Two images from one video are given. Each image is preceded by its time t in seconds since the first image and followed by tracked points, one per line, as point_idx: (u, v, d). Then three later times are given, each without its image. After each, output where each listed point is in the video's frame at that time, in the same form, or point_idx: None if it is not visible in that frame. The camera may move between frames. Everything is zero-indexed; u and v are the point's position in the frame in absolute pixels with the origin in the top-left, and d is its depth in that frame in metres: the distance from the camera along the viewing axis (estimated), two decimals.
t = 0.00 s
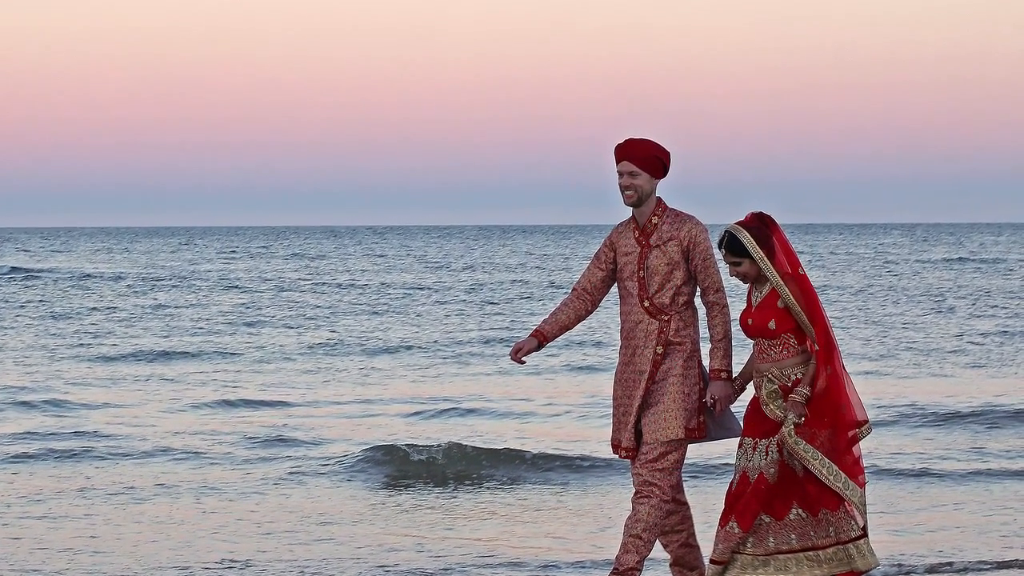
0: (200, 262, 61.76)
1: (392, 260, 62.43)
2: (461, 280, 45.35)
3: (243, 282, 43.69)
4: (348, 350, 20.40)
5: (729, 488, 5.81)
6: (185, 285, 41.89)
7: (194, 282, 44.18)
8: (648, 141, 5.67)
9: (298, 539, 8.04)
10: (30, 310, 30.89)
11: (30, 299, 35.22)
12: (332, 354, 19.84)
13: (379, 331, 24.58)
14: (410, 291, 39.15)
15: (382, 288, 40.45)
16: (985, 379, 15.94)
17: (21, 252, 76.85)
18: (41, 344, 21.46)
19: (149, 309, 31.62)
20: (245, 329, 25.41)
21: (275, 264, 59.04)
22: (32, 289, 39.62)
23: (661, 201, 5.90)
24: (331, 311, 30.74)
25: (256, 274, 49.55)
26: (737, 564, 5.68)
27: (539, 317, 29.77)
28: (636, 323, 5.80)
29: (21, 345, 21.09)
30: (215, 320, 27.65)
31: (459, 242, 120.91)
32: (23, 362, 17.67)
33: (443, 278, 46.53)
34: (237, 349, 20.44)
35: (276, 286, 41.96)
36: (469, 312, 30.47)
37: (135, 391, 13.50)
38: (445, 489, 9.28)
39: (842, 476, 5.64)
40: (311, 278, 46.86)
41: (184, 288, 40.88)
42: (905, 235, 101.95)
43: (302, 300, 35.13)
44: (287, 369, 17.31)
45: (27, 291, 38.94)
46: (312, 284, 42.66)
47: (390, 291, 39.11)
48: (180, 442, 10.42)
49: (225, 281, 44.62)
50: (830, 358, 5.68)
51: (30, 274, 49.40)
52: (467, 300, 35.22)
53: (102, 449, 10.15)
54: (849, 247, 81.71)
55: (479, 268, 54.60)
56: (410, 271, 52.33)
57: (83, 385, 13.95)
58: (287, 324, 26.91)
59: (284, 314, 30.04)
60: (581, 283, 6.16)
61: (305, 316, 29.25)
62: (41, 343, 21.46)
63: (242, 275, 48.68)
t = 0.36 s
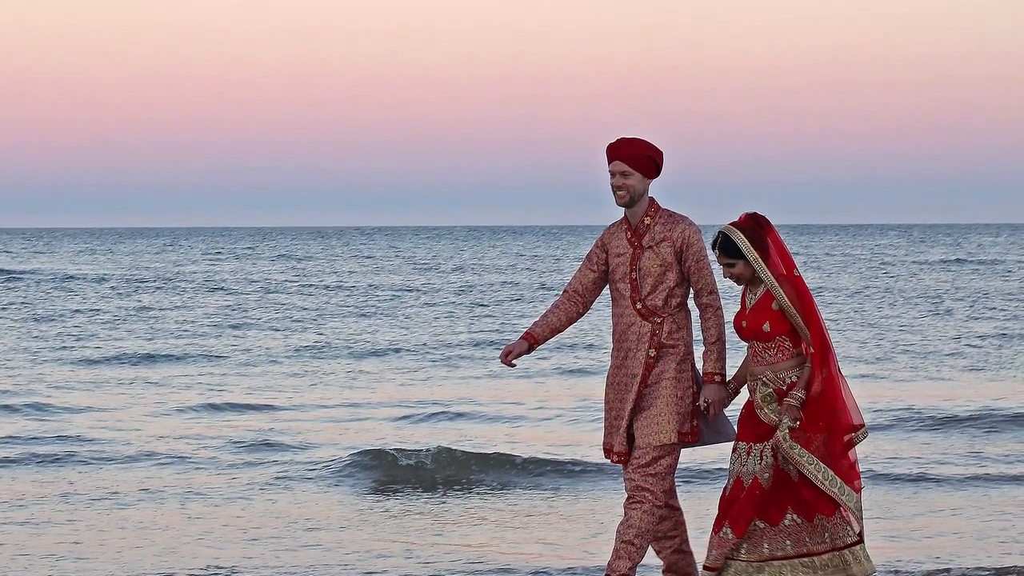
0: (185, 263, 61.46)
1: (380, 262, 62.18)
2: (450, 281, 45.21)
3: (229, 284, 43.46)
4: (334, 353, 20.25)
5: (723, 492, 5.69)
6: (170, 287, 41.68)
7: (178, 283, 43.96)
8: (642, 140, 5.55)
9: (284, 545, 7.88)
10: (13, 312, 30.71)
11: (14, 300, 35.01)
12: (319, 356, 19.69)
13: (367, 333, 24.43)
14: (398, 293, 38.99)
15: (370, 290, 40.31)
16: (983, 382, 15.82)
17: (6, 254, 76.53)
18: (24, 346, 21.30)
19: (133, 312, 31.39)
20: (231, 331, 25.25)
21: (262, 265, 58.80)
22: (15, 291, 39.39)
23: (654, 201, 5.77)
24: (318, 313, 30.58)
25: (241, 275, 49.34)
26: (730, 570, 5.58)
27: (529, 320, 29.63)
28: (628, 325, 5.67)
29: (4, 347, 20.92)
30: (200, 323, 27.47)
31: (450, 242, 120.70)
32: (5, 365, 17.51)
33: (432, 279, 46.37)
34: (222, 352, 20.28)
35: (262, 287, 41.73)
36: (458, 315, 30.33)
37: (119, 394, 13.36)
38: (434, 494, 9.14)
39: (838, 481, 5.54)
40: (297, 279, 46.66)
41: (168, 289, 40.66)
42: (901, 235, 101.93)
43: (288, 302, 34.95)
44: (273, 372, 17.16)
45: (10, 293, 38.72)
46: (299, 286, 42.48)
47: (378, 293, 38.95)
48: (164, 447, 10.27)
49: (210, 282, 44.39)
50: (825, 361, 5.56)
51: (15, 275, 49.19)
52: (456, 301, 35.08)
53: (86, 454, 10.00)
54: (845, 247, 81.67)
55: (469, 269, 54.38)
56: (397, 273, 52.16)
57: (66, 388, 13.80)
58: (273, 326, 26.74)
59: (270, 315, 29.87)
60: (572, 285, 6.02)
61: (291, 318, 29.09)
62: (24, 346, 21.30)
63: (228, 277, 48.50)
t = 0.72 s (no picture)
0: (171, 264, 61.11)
1: (369, 263, 62.02)
2: (439, 283, 45.05)
3: (215, 286, 43.20)
4: (321, 356, 20.09)
5: (717, 497, 5.57)
6: (154, 289, 41.47)
7: (163, 285, 43.74)
8: (634, 140, 5.42)
9: (271, 551, 7.70)
10: None
11: None
12: (305, 359, 19.53)
13: (355, 336, 24.26)
14: (386, 295, 38.84)
15: (358, 292, 40.11)
16: (981, 386, 15.70)
17: None
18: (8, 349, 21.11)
19: (119, 314, 31.16)
20: (216, 334, 25.07)
21: (249, 266, 58.50)
22: None
23: (647, 201, 5.64)
24: (305, 316, 30.41)
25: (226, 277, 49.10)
26: None
27: (519, 322, 29.49)
28: (620, 328, 5.53)
29: None
30: (185, 325, 27.27)
31: (440, 243, 120.44)
32: None
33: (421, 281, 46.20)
34: (207, 355, 20.11)
35: (248, 289, 41.54)
36: (448, 317, 30.17)
37: (103, 397, 13.20)
38: (423, 499, 9.00)
39: (834, 486, 5.41)
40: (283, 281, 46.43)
41: (153, 291, 40.45)
42: (896, 237, 101.89)
43: (275, 304, 34.77)
44: (258, 375, 17.00)
45: None
46: (286, 288, 42.27)
47: (366, 295, 38.78)
48: (149, 451, 10.11)
49: (195, 284, 44.13)
50: (821, 364, 5.42)
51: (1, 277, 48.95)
52: (445, 303, 34.94)
53: (68, 458, 9.85)
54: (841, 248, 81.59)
55: (459, 271, 54.19)
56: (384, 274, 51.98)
57: (49, 392, 13.63)
58: (259, 329, 26.55)
59: (256, 318, 29.68)
60: (563, 286, 5.89)
61: (277, 320, 28.92)
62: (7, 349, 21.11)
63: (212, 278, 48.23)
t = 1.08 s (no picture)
0: (155, 265, 60.73)
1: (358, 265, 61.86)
2: (429, 284, 44.89)
3: (200, 287, 42.99)
4: (309, 359, 19.93)
5: (711, 502, 5.44)
6: (138, 290, 41.25)
7: (148, 287, 43.48)
8: (626, 139, 5.30)
9: (256, 557, 7.53)
10: None
11: None
12: (292, 363, 19.37)
13: (343, 339, 24.10)
14: (374, 296, 38.66)
15: (346, 294, 39.96)
16: (980, 389, 15.58)
17: None
18: None
19: (102, 316, 30.93)
20: (201, 336, 24.87)
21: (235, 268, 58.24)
22: None
23: (639, 202, 5.51)
24: (292, 318, 30.23)
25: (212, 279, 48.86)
26: None
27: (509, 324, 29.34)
28: (612, 330, 5.40)
29: None
30: (170, 328, 27.05)
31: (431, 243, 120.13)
32: None
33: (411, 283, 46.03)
34: (193, 357, 19.95)
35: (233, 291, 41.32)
36: (437, 319, 30.00)
37: (86, 401, 13.04)
38: (412, 505, 8.86)
39: (830, 491, 5.28)
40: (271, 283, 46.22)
41: (137, 293, 40.22)
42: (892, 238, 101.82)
43: (261, 306, 34.59)
44: (244, 378, 16.83)
45: None
46: (273, 289, 42.06)
47: (354, 296, 38.61)
48: (133, 456, 9.97)
49: (180, 285, 43.87)
50: (816, 367, 5.29)
51: None
52: (435, 305, 34.78)
53: (51, 463, 9.70)
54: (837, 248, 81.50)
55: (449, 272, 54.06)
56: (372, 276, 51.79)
57: (32, 396, 13.48)
58: (245, 331, 26.35)
59: (242, 320, 29.48)
60: (554, 288, 5.75)
61: (264, 323, 28.73)
62: None
63: (199, 279, 48.00)
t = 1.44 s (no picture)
0: (139, 266, 60.38)
1: (347, 266, 61.62)
2: (418, 286, 44.71)
3: (185, 289, 42.74)
4: (296, 362, 19.77)
5: (705, 508, 5.31)
6: (121, 293, 41.02)
7: (131, 289, 43.24)
8: (619, 139, 5.17)
9: (242, 564, 7.35)
10: None
11: None
12: (279, 366, 19.20)
13: (330, 341, 23.93)
14: (362, 298, 38.52)
15: (334, 295, 39.77)
16: (980, 393, 15.44)
17: None
18: None
19: (84, 318, 30.73)
20: (186, 340, 24.67)
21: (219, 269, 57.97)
22: None
23: (633, 202, 5.37)
24: (278, 320, 30.05)
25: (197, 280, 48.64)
26: None
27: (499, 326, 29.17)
28: (604, 333, 5.26)
29: None
30: (154, 331, 26.84)
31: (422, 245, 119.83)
32: None
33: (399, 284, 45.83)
34: (177, 361, 19.78)
35: (219, 293, 41.10)
36: (426, 321, 29.84)
37: (68, 405, 12.88)
38: (401, 510, 8.72)
39: (825, 496, 5.15)
40: (257, 284, 45.98)
41: (120, 295, 39.97)
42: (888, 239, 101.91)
43: (247, 308, 34.38)
44: (229, 382, 16.67)
45: None
46: (258, 291, 41.83)
47: (342, 298, 38.42)
48: (117, 461, 9.83)
49: (165, 288, 43.64)
50: (812, 370, 5.17)
51: None
52: (424, 307, 34.61)
53: (33, 467, 9.56)
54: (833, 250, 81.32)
55: (438, 274, 53.87)
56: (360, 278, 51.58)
57: (15, 399, 13.32)
58: (231, 334, 26.17)
59: (227, 322, 29.31)
60: (545, 290, 5.62)
61: (250, 325, 28.54)
62: None
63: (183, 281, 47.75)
